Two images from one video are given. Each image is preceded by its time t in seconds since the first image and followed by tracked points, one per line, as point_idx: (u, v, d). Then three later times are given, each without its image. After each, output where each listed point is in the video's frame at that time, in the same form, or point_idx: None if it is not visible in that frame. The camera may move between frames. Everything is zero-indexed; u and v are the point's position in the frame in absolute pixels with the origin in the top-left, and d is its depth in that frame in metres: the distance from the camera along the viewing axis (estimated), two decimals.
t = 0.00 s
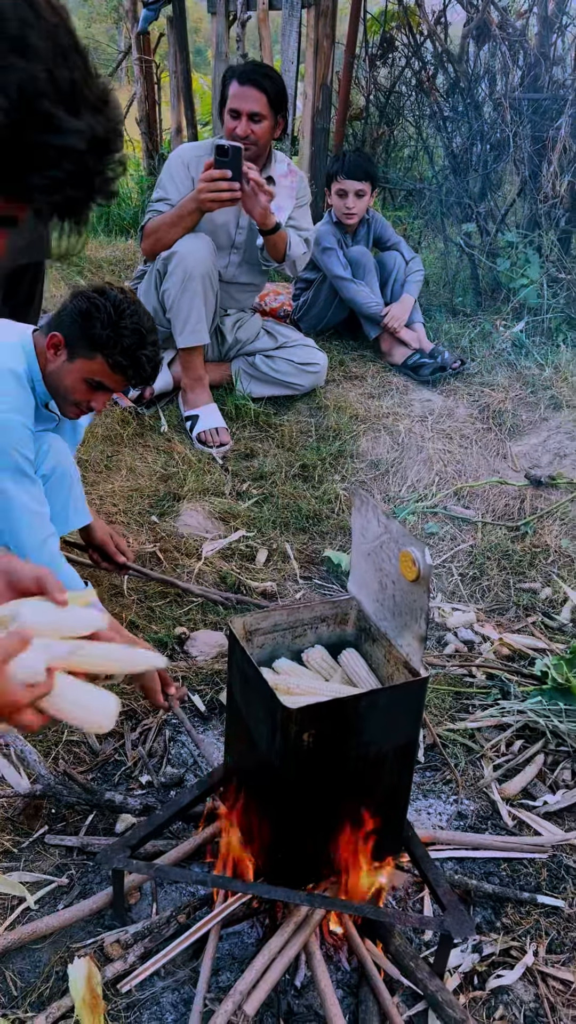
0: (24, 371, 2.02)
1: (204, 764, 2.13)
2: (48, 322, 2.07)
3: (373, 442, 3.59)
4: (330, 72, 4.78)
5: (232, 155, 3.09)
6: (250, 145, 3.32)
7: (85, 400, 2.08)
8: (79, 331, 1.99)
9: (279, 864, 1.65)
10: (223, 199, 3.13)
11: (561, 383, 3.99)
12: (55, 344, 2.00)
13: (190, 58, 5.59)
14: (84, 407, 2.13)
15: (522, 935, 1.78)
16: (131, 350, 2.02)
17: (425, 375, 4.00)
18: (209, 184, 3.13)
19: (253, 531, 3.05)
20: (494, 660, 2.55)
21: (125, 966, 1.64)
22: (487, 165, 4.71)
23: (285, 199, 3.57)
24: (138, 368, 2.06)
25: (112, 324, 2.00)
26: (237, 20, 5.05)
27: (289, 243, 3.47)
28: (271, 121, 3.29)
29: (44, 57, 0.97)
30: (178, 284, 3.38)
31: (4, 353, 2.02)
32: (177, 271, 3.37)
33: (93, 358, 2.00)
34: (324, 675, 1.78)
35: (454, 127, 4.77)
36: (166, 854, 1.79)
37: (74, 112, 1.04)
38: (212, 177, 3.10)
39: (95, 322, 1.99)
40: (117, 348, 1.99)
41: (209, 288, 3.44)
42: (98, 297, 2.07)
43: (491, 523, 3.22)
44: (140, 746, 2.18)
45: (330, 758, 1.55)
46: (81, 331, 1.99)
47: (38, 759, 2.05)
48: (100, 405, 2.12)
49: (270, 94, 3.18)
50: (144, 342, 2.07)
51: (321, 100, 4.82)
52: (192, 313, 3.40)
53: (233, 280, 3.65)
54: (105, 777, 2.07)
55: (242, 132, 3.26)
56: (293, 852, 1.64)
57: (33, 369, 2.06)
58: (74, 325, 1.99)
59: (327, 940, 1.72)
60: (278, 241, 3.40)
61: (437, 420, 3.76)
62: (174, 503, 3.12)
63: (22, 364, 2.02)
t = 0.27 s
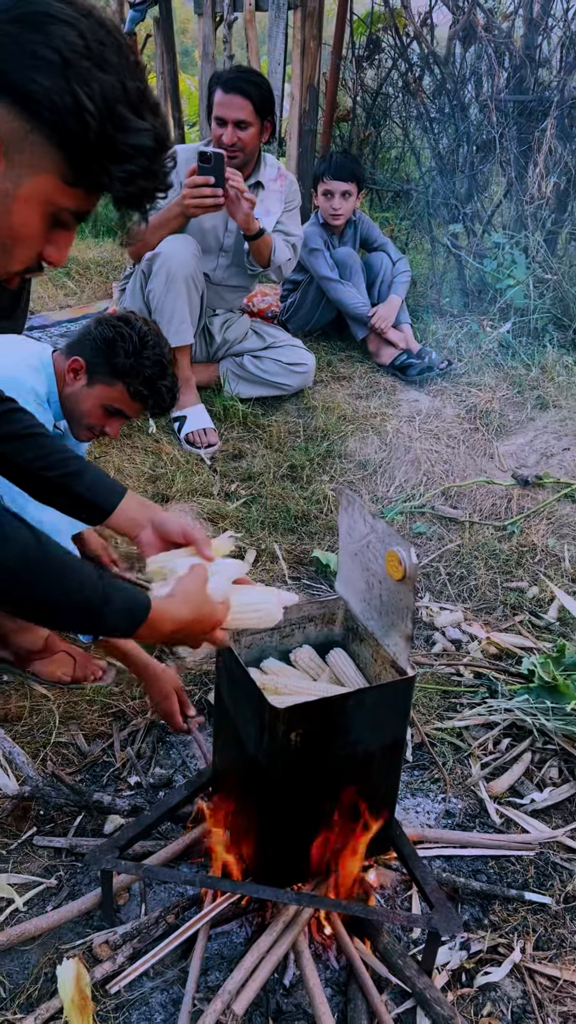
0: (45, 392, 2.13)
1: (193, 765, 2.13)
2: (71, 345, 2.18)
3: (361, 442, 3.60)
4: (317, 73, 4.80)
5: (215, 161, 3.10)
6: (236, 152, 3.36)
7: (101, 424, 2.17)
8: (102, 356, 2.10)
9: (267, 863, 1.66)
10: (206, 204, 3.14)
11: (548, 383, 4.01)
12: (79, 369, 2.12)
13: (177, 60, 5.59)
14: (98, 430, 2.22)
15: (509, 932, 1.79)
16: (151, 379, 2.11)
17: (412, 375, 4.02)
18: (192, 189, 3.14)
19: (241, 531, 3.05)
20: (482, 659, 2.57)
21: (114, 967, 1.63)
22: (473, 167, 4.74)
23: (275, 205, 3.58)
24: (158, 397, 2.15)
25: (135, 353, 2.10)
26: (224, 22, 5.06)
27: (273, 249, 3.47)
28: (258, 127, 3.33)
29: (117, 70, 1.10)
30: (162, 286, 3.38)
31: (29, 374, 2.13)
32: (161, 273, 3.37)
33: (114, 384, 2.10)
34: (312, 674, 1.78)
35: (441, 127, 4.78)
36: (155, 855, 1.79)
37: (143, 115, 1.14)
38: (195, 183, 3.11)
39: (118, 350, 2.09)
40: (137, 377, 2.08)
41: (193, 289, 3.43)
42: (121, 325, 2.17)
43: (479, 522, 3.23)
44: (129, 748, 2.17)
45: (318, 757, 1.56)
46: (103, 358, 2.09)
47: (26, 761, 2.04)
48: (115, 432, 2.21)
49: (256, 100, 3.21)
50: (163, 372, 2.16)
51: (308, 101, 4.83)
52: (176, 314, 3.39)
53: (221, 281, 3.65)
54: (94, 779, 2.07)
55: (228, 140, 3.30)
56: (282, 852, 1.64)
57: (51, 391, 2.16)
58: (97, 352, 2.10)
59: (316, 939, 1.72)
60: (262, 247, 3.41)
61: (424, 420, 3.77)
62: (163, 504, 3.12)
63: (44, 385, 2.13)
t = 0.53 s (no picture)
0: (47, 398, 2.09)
1: (181, 768, 2.12)
2: (71, 356, 2.15)
3: (349, 444, 3.60)
4: (305, 76, 4.81)
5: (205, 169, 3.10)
6: (224, 156, 3.38)
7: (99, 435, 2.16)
8: (104, 367, 2.08)
9: (255, 865, 1.66)
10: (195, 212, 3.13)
11: (535, 386, 4.03)
12: (82, 381, 2.08)
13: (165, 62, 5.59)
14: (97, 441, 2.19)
15: (497, 933, 1.79)
16: (152, 391, 2.11)
17: (400, 377, 4.03)
18: (181, 196, 3.14)
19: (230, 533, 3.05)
20: (470, 660, 2.57)
21: (101, 971, 1.63)
22: (461, 170, 4.77)
23: (263, 207, 3.58)
24: (158, 409, 2.16)
25: (136, 366, 2.09)
26: (212, 24, 5.07)
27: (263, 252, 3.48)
28: (247, 131, 3.34)
29: (130, 80, 1.13)
30: (150, 288, 3.37)
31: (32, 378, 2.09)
32: (150, 275, 3.36)
33: (115, 396, 2.09)
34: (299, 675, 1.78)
35: (429, 130, 4.80)
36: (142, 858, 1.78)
37: (151, 112, 1.16)
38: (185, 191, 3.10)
39: (120, 363, 2.08)
40: (140, 389, 2.09)
41: (182, 293, 3.43)
42: (120, 337, 2.16)
43: (467, 524, 3.24)
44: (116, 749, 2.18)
45: (304, 759, 1.56)
46: (105, 369, 2.08)
47: (13, 764, 2.03)
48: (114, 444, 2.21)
49: (244, 104, 3.22)
50: (163, 385, 2.17)
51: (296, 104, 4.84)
52: (164, 317, 3.38)
53: (209, 285, 3.65)
54: (81, 782, 2.07)
55: (217, 144, 3.32)
56: (269, 854, 1.64)
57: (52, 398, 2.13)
58: (99, 364, 2.08)
59: (303, 941, 1.72)
60: (252, 252, 3.42)
61: (413, 422, 3.78)
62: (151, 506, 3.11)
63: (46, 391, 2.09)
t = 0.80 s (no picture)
0: (44, 406, 2.04)
1: (172, 771, 2.12)
2: (66, 355, 2.12)
3: (341, 447, 3.61)
4: (297, 79, 4.82)
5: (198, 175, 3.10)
6: (217, 160, 3.38)
7: (94, 437, 2.14)
8: (100, 366, 2.06)
9: (246, 868, 1.65)
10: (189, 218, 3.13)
11: (527, 388, 4.04)
12: (78, 379, 2.07)
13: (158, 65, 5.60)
14: (93, 442, 2.17)
15: (488, 935, 1.79)
16: (148, 389, 2.10)
17: (393, 379, 4.04)
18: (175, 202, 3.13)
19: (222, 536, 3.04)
20: (462, 662, 2.58)
21: (91, 975, 1.63)
22: (453, 173, 4.78)
23: (256, 210, 3.60)
24: (154, 406, 2.15)
25: (133, 365, 2.08)
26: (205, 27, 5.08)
27: (256, 256, 3.49)
28: (239, 135, 3.35)
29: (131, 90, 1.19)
30: (144, 290, 3.36)
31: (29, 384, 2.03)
32: (143, 277, 3.36)
33: (111, 395, 2.07)
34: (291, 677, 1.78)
35: (422, 133, 4.80)
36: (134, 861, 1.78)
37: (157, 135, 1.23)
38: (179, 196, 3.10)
39: (115, 361, 2.07)
40: (136, 388, 2.07)
41: (175, 294, 3.43)
42: (115, 334, 2.14)
43: (459, 527, 3.24)
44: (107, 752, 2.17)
45: (296, 761, 1.56)
46: (101, 368, 2.06)
47: (4, 768, 2.02)
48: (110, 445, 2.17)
49: (236, 108, 3.24)
50: (159, 383, 2.15)
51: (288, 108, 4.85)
52: (158, 319, 3.39)
53: (201, 287, 3.65)
54: (72, 785, 2.06)
55: (210, 148, 3.33)
56: (262, 857, 1.64)
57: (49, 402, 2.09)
58: (95, 363, 2.07)
59: (295, 943, 1.72)
60: (245, 255, 3.44)
61: (405, 424, 3.79)
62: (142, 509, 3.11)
63: (42, 397, 2.05)
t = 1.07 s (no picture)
0: (33, 404, 2.02)
1: (167, 774, 2.12)
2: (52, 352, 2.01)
3: (338, 451, 3.61)
4: (295, 84, 4.84)
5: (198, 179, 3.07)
6: (215, 162, 3.38)
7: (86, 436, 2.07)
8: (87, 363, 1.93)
9: (241, 871, 1.65)
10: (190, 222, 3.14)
11: (524, 393, 4.05)
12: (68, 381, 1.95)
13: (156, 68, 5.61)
14: (84, 439, 2.11)
15: (482, 939, 1.79)
16: (140, 387, 2.00)
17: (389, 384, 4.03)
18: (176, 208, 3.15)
19: (218, 539, 3.05)
20: (458, 667, 2.58)
21: (85, 978, 1.62)
22: (451, 177, 4.81)
23: (253, 215, 3.58)
24: (146, 404, 2.05)
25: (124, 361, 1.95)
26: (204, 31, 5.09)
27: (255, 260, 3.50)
28: (237, 137, 3.36)
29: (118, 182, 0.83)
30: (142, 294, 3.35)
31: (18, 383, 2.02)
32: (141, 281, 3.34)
33: (102, 393, 1.95)
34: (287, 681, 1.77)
35: (420, 137, 4.83)
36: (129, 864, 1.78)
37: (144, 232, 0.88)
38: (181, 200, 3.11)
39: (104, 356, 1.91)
40: (128, 385, 1.96)
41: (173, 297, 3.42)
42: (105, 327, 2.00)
43: (455, 532, 3.25)
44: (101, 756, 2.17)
45: (292, 764, 1.56)
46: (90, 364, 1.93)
47: None
48: (103, 443, 2.11)
49: (235, 112, 3.25)
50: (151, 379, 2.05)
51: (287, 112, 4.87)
52: (156, 322, 3.38)
53: (198, 291, 3.65)
54: (67, 789, 2.06)
55: (208, 151, 3.32)
56: (257, 860, 1.64)
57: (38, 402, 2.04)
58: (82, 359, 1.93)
59: (289, 947, 1.72)
60: (244, 259, 3.43)
61: (401, 429, 3.79)
62: (139, 511, 3.11)
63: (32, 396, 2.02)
